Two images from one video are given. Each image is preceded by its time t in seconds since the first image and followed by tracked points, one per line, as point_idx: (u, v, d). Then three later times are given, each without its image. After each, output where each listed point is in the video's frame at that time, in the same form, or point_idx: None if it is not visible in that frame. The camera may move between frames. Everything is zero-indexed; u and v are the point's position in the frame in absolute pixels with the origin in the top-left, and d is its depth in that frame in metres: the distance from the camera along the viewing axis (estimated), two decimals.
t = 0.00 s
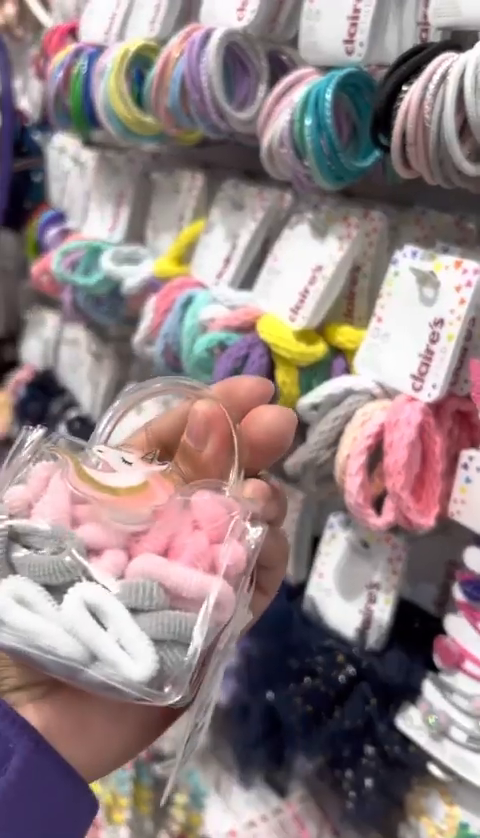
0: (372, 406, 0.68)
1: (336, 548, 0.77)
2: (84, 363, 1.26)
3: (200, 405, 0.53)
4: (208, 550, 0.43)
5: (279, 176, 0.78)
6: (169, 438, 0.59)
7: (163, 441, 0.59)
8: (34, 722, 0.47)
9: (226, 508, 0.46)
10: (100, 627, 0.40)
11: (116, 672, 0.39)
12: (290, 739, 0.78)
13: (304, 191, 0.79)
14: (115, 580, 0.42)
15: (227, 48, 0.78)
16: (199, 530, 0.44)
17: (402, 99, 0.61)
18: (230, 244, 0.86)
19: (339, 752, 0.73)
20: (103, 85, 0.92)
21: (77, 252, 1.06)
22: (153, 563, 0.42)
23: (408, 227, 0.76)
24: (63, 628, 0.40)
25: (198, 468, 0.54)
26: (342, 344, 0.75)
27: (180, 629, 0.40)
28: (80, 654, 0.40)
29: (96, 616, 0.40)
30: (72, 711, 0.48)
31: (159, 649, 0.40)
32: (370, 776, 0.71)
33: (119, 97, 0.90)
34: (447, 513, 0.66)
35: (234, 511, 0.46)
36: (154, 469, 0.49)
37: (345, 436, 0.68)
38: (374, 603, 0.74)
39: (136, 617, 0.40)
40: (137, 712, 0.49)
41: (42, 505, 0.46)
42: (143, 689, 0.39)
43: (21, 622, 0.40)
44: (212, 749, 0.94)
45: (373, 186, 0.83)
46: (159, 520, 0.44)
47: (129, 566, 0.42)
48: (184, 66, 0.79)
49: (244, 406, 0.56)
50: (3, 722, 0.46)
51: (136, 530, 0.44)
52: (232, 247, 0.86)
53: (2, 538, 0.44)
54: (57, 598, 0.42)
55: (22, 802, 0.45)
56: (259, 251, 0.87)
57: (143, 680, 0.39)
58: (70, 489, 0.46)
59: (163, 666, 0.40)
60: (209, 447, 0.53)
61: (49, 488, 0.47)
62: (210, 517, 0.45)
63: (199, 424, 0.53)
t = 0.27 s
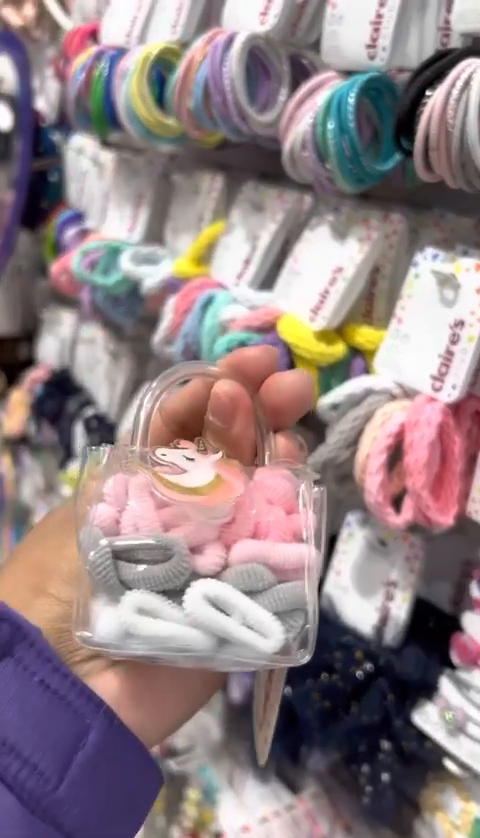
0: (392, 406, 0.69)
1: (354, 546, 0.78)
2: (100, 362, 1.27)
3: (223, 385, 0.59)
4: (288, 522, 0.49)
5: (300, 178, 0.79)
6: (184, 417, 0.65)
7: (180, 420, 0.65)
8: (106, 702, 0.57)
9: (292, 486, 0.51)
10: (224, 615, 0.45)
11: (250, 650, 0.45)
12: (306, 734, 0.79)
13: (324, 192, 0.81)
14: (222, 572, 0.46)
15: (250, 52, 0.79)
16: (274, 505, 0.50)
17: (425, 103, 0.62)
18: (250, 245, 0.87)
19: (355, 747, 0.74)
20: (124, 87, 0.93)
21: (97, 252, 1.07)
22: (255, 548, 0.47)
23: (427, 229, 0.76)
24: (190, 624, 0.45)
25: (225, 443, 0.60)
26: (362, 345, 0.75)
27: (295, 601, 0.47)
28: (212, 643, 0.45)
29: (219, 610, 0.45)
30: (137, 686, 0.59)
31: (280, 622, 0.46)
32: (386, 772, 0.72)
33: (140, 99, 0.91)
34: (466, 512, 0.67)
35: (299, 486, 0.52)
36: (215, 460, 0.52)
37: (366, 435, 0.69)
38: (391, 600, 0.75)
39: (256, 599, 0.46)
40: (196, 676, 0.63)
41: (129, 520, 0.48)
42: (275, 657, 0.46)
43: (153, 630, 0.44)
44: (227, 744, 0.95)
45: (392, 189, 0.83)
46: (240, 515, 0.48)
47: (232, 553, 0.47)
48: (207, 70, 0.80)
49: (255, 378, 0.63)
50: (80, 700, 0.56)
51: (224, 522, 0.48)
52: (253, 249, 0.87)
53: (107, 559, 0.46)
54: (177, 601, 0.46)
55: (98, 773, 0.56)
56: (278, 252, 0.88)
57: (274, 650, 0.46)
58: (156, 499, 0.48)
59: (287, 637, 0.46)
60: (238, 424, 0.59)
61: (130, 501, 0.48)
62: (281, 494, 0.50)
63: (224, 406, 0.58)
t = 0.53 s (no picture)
0: (398, 404, 0.69)
1: (359, 545, 0.78)
2: (106, 360, 1.27)
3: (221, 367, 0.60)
4: (289, 501, 0.49)
5: (307, 177, 0.80)
6: (186, 397, 0.65)
7: (181, 397, 0.64)
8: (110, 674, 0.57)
9: (292, 464, 0.51)
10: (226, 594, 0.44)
11: (252, 628, 0.45)
12: (310, 732, 0.79)
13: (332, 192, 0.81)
14: (223, 551, 0.46)
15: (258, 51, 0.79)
16: (274, 484, 0.50)
17: (433, 103, 0.63)
18: (257, 244, 0.87)
19: (359, 745, 0.74)
20: (133, 86, 0.93)
21: (104, 250, 1.07)
22: (255, 527, 0.46)
23: (434, 228, 0.76)
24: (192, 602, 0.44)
25: (227, 423, 0.61)
26: (368, 343, 0.76)
27: (297, 578, 0.46)
28: (214, 623, 0.44)
29: (221, 589, 0.44)
30: (140, 661, 0.59)
31: (282, 600, 0.46)
32: (389, 770, 0.72)
33: (149, 98, 0.91)
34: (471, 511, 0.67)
35: (298, 464, 0.52)
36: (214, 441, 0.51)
37: (371, 434, 0.69)
38: (396, 599, 0.75)
39: (256, 577, 0.45)
40: (198, 654, 0.62)
41: (129, 504, 0.47)
42: (275, 635, 0.45)
43: (155, 611, 0.44)
44: (229, 742, 0.95)
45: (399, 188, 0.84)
46: (239, 495, 0.48)
47: (232, 533, 0.46)
48: (215, 68, 0.80)
49: (254, 359, 0.66)
50: (86, 671, 0.55)
51: (224, 502, 0.48)
52: (259, 248, 0.87)
53: (109, 544, 0.46)
54: (179, 582, 0.45)
55: (104, 744, 0.55)
56: (285, 250, 0.88)
57: (277, 628, 0.45)
58: (155, 483, 0.48)
59: (290, 614, 0.46)
60: (238, 405, 0.60)
61: (128, 482, 0.48)
62: (280, 472, 0.50)
63: (223, 387, 0.59)
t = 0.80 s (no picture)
0: (401, 406, 0.69)
1: (361, 546, 0.78)
2: (110, 360, 1.27)
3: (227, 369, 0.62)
4: (290, 502, 0.49)
5: (312, 178, 0.80)
6: (192, 398, 0.66)
7: (186, 399, 0.65)
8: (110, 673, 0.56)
9: (294, 465, 0.51)
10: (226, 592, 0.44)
11: (251, 627, 0.44)
12: (312, 733, 0.79)
13: (336, 193, 0.81)
14: (222, 550, 0.46)
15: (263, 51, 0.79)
16: (276, 485, 0.50)
17: (439, 104, 0.62)
18: (262, 244, 0.87)
19: (361, 747, 0.74)
20: (138, 86, 0.93)
21: (108, 249, 1.07)
22: (254, 526, 0.46)
23: (439, 230, 0.76)
24: (190, 600, 0.44)
25: (230, 422, 0.63)
26: (372, 344, 0.75)
27: (296, 578, 0.46)
28: (212, 621, 0.44)
29: (219, 587, 0.44)
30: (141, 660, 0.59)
31: (281, 600, 0.45)
32: (390, 772, 0.72)
33: (154, 97, 0.91)
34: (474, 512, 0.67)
35: (300, 466, 0.51)
36: (217, 442, 0.52)
37: (375, 435, 0.69)
38: (398, 600, 0.75)
39: (256, 576, 0.45)
40: (198, 655, 0.62)
41: (131, 500, 0.47)
42: (275, 634, 0.45)
43: (153, 608, 0.43)
44: (230, 743, 0.95)
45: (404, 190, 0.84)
46: (240, 494, 0.49)
47: (232, 532, 0.46)
48: (221, 69, 0.80)
49: (260, 360, 0.65)
50: (86, 670, 0.54)
51: (225, 501, 0.48)
52: (264, 248, 0.87)
53: (109, 540, 0.45)
54: (178, 579, 0.45)
55: (102, 741, 0.54)
56: (290, 251, 0.88)
57: (276, 628, 0.45)
58: (158, 482, 0.48)
59: (289, 614, 0.45)
60: (241, 409, 0.62)
61: (130, 478, 0.48)
62: (282, 473, 0.50)
63: (229, 388, 0.61)
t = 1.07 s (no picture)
0: (407, 408, 0.69)
1: (365, 547, 0.78)
2: (115, 361, 1.27)
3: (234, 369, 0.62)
4: (294, 497, 0.49)
5: (319, 180, 0.80)
6: (201, 388, 0.66)
7: (193, 388, 0.66)
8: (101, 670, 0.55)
9: (300, 461, 0.52)
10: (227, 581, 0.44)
11: (251, 617, 0.44)
12: (315, 735, 0.79)
13: (343, 195, 0.81)
14: (226, 540, 0.45)
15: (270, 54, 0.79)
16: (282, 479, 0.50)
17: (446, 108, 0.63)
18: (268, 246, 0.88)
19: (364, 749, 0.74)
20: (145, 88, 0.94)
21: (113, 251, 1.08)
22: (259, 517, 0.46)
23: (445, 233, 0.76)
24: (192, 586, 0.43)
25: (231, 419, 0.61)
26: (378, 347, 0.76)
27: (298, 571, 0.45)
28: (213, 610, 0.44)
29: (221, 575, 0.44)
30: (135, 655, 0.58)
31: (282, 592, 0.45)
32: (394, 774, 0.72)
33: (160, 98, 0.91)
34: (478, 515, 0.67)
35: (306, 462, 0.52)
36: (223, 434, 0.52)
37: (380, 437, 0.69)
38: (403, 603, 0.75)
39: (258, 567, 0.45)
40: (202, 650, 0.62)
41: (137, 486, 0.48)
42: (275, 626, 0.44)
43: (156, 593, 0.43)
44: (233, 744, 0.95)
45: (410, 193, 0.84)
46: (246, 485, 0.49)
47: (237, 522, 0.46)
48: (228, 71, 0.80)
49: (267, 356, 0.66)
50: (77, 666, 0.53)
51: (231, 491, 0.48)
52: (270, 250, 0.87)
53: (115, 524, 0.45)
54: (181, 566, 0.44)
55: (93, 738, 0.53)
56: (296, 253, 0.88)
57: (276, 619, 0.44)
58: (163, 466, 0.48)
59: (289, 607, 0.45)
60: (245, 408, 0.61)
61: (138, 469, 0.48)
62: (288, 468, 0.51)
63: (234, 387, 0.61)
